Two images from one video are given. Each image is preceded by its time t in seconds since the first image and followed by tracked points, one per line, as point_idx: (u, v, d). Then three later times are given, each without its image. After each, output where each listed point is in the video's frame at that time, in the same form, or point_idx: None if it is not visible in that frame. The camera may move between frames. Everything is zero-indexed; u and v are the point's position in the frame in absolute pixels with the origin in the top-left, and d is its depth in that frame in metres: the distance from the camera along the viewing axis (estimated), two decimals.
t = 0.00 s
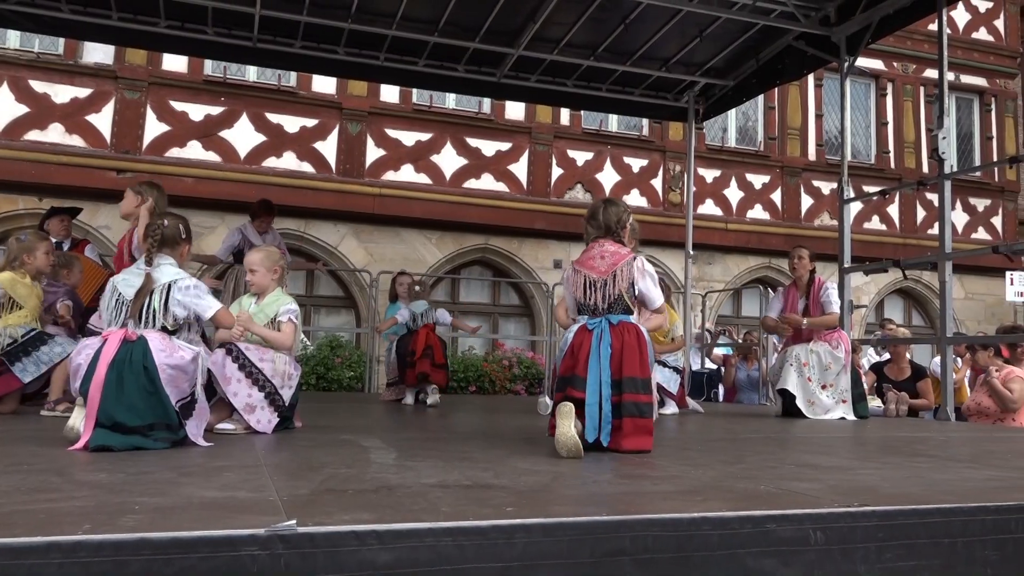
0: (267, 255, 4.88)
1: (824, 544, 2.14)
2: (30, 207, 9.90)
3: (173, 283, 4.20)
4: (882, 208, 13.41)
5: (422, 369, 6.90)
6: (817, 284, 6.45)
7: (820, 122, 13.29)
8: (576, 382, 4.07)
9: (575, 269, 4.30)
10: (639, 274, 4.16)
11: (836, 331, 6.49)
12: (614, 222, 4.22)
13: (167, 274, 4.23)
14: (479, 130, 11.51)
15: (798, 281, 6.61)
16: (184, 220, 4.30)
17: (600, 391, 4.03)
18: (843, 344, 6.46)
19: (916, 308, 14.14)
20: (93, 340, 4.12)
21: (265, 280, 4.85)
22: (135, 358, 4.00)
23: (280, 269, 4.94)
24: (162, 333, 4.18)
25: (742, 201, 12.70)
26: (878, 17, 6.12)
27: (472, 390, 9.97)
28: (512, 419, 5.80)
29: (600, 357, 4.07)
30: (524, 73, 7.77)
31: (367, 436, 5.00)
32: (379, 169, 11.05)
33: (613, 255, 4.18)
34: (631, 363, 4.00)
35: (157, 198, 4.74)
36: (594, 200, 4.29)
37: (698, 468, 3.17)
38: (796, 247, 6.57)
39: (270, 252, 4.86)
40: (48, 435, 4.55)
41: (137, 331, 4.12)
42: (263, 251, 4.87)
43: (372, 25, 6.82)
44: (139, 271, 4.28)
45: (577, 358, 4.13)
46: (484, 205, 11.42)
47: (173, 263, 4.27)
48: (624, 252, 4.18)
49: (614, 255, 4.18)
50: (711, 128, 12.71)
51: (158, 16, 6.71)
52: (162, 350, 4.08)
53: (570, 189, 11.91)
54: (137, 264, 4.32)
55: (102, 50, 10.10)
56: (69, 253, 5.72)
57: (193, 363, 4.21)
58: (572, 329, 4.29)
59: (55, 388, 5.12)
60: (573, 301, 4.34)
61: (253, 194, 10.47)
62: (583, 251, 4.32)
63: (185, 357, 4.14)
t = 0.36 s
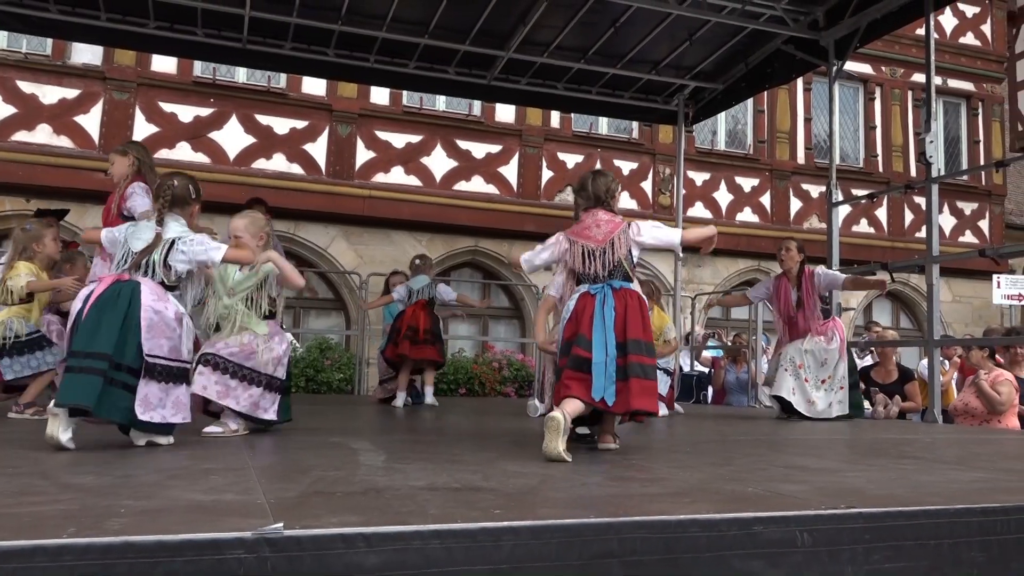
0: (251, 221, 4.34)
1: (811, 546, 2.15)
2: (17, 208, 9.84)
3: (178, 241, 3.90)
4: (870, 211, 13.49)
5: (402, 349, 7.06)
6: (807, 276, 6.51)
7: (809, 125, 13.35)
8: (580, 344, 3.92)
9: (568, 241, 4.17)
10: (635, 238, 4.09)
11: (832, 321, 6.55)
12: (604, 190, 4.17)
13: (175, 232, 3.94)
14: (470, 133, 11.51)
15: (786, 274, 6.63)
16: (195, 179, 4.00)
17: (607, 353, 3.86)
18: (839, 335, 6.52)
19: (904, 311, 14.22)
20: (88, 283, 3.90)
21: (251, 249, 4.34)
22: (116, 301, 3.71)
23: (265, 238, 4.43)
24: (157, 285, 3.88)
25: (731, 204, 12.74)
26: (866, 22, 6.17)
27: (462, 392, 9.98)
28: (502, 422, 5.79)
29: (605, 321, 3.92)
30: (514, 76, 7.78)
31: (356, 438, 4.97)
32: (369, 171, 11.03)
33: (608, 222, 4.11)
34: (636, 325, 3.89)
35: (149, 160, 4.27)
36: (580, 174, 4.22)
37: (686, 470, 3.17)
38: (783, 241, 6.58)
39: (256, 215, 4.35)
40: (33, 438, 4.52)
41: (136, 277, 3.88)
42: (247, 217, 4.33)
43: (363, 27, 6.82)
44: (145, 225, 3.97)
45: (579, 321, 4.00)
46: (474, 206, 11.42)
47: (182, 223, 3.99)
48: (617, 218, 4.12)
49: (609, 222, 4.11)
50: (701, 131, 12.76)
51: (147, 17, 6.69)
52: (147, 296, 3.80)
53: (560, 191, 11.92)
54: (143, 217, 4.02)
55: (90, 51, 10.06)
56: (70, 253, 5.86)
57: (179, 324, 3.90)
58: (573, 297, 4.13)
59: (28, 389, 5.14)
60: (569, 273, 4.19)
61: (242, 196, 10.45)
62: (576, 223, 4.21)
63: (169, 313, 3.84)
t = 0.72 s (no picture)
0: (247, 161, 4.24)
1: (800, 546, 2.15)
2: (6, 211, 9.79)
3: (171, 179, 3.69)
4: (860, 212, 13.55)
5: (407, 356, 7.06)
6: (799, 243, 6.21)
7: (799, 126, 13.41)
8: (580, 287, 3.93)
9: (571, 185, 4.12)
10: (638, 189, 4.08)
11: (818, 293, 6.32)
12: (612, 139, 4.14)
13: (167, 170, 3.72)
14: (461, 134, 11.51)
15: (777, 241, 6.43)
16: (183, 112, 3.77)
17: (608, 296, 3.90)
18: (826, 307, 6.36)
19: (894, 311, 14.29)
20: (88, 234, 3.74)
21: (247, 189, 4.23)
22: (116, 251, 3.57)
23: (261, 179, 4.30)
24: (159, 235, 3.71)
25: (722, 205, 12.78)
26: (856, 23, 6.20)
27: (453, 394, 9.99)
28: (493, 423, 5.79)
29: (602, 265, 3.96)
30: (505, 76, 7.77)
31: (346, 438, 4.96)
32: (360, 172, 11.00)
33: (612, 171, 4.08)
34: (638, 268, 3.93)
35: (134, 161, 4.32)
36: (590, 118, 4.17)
37: (677, 471, 3.18)
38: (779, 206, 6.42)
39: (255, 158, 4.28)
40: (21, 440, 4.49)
41: (138, 225, 3.69)
42: (243, 158, 4.24)
43: (353, 27, 6.81)
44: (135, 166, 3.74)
45: (575, 264, 4.00)
46: (465, 208, 11.43)
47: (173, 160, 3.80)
48: (621, 168, 4.09)
49: (613, 171, 4.08)
50: (691, 132, 12.79)
51: (136, 17, 6.67)
52: (148, 246, 3.64)
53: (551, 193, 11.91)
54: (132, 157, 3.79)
55: (79, 52, 10.02)
56: (66, 220, 5.67)
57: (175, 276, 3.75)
58: (570, 245, 4.10)
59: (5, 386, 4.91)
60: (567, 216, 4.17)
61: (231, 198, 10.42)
62: (580, 167, 4.16)
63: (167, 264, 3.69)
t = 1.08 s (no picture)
0: (241, 153, 4.23)
1: (795, 550, 2.15)
2: None
3: (162, 159, 3.54)
4: (853, 214, 13.60)
5: (406, 362, 7.06)
6: (802, 228, 6.06)
7: (792, 129, 13.45)
8: (568, 302, 3.98)
9: (568, 191, 4.14)
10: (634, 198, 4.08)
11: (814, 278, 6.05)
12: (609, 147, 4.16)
13: (156, 148, 3.55)
14: (455, 137, 11.51)
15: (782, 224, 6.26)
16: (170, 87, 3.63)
17: (593, 314, 3.94)
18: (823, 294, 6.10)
19: (888, 313, 14.33)
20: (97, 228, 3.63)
21: (243, 182, 4.24)
22: (134, 245, 3.50)
23: (255, 171, 4.28)
24: (165, 216, 3.60)
25: (716, 208, 12.81)
26: (848, 26, 6.20)
27: (448, 397, 9.99)
28: (488, 427, 5.78)
29: (591, 280, 3.98)
30: (498, 80, 7.77)
31: (340, 443, 4.94)
32: (354, 175, 11.00)
33: (608, 179, 4.09)
34: (624, 285, 3.93)
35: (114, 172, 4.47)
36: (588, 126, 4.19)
37: (673, 475, 3.18)
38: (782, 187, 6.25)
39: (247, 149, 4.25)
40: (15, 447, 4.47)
41: (143, 211, 3.57)
42: (237, 150, 4.22)
43: (346, 31, 6.81)
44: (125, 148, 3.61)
45: (567, 277, 4.04)
46: (459, 211, 11.43)
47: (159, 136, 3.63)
48: (617, 176, 4.10)
49: (610, 178, 4.09)
50: (685, 135, 12.81)
51: (128, 21, 6.66)
52: (162, 231, 3.56)
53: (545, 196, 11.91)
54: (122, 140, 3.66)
55: (71, 56, 10.00)
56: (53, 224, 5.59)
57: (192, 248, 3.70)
58: (564, 251, 4.12)
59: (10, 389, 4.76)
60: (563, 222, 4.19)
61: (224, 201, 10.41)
62: (576, 174, 4.17)
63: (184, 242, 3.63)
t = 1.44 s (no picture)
0: (234, 158, 4.20)
1: (793, 552, 2.15)
2: None
3: (141, 163, 3.51)
4: (849, 216, 13.61)
5: (404, 365, 7.05)
6: (812, 232, 6.09)
7: (787, 132, 13.48)
8: (562, 308, 3.97)
9: (558, 201, 4.12)
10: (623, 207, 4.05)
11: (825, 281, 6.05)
12: (600, 155, 4.11)
13: (136, 151, 3.54)
14: (451, 141, 11.52)
15: (791, 228, 6.33)
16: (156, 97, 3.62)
17: (588, 317, 3.93)
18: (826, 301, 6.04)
19: (884, 315, 14.35)
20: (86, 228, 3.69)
21: (233, 187, 4.22)
22: (102, 240, 3.49)
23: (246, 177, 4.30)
24: (146, 216, 3.56)
25: (712, 210, 12.83)
26: (843, 30, 6.20)
27: (445, 401, 9.98)
28: (486, 430, 5.78)
29: (583, 285, 3.98)
30: (495, 83, 7.77)
31: (337, 446, 4.94)
32: (350, 179, 11.01)
33: (598, 188, 4.05)
34: (617, 288, 3.94)
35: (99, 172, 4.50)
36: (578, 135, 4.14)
37: (670, 477, 3.18)
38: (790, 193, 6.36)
39: (238, 155, 4.24)
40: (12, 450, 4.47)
41: (124, 213, 3.55)
42: (230, 155, 4.19)
43: (342, 36, 6.81)
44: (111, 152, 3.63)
45: (559, 283, 4.03)
46: (456, 214, 11.44)
47: (144, 141, 3.62)
48: (606, 185, 4.06)
49: (599, 188, 4.05)
50: (681, 138, 12.81)
51: (124, 26, 6.65)
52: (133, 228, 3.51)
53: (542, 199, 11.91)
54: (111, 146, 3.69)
55: (67, 60, 9.98)
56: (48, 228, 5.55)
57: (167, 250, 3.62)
58: (555, 261, 4.13)
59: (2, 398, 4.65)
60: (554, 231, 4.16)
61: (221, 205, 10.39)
62: (567, 183, 4.15)
63: (156, 243, 3.56)
